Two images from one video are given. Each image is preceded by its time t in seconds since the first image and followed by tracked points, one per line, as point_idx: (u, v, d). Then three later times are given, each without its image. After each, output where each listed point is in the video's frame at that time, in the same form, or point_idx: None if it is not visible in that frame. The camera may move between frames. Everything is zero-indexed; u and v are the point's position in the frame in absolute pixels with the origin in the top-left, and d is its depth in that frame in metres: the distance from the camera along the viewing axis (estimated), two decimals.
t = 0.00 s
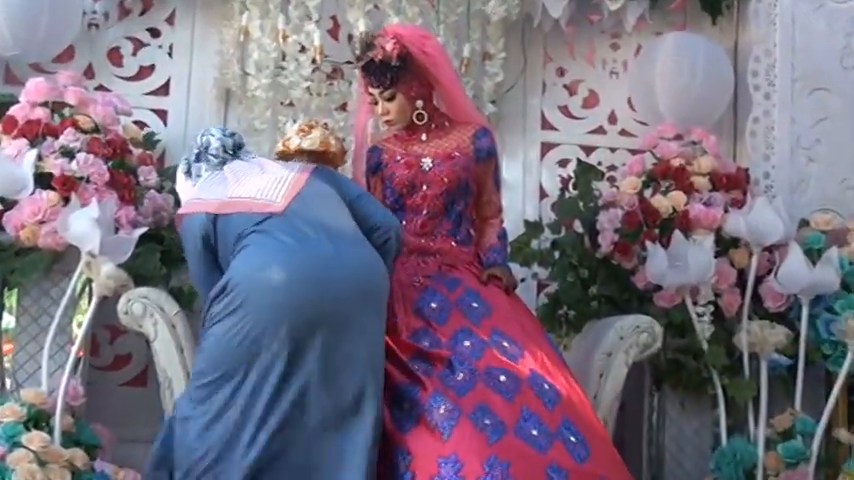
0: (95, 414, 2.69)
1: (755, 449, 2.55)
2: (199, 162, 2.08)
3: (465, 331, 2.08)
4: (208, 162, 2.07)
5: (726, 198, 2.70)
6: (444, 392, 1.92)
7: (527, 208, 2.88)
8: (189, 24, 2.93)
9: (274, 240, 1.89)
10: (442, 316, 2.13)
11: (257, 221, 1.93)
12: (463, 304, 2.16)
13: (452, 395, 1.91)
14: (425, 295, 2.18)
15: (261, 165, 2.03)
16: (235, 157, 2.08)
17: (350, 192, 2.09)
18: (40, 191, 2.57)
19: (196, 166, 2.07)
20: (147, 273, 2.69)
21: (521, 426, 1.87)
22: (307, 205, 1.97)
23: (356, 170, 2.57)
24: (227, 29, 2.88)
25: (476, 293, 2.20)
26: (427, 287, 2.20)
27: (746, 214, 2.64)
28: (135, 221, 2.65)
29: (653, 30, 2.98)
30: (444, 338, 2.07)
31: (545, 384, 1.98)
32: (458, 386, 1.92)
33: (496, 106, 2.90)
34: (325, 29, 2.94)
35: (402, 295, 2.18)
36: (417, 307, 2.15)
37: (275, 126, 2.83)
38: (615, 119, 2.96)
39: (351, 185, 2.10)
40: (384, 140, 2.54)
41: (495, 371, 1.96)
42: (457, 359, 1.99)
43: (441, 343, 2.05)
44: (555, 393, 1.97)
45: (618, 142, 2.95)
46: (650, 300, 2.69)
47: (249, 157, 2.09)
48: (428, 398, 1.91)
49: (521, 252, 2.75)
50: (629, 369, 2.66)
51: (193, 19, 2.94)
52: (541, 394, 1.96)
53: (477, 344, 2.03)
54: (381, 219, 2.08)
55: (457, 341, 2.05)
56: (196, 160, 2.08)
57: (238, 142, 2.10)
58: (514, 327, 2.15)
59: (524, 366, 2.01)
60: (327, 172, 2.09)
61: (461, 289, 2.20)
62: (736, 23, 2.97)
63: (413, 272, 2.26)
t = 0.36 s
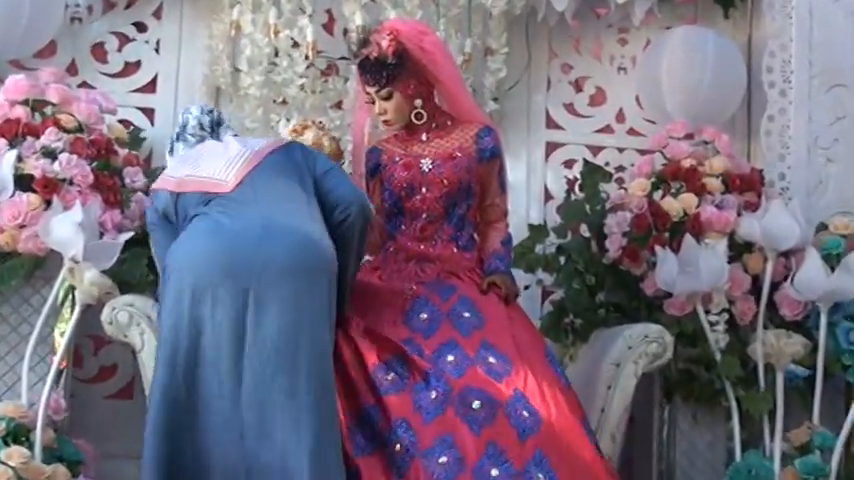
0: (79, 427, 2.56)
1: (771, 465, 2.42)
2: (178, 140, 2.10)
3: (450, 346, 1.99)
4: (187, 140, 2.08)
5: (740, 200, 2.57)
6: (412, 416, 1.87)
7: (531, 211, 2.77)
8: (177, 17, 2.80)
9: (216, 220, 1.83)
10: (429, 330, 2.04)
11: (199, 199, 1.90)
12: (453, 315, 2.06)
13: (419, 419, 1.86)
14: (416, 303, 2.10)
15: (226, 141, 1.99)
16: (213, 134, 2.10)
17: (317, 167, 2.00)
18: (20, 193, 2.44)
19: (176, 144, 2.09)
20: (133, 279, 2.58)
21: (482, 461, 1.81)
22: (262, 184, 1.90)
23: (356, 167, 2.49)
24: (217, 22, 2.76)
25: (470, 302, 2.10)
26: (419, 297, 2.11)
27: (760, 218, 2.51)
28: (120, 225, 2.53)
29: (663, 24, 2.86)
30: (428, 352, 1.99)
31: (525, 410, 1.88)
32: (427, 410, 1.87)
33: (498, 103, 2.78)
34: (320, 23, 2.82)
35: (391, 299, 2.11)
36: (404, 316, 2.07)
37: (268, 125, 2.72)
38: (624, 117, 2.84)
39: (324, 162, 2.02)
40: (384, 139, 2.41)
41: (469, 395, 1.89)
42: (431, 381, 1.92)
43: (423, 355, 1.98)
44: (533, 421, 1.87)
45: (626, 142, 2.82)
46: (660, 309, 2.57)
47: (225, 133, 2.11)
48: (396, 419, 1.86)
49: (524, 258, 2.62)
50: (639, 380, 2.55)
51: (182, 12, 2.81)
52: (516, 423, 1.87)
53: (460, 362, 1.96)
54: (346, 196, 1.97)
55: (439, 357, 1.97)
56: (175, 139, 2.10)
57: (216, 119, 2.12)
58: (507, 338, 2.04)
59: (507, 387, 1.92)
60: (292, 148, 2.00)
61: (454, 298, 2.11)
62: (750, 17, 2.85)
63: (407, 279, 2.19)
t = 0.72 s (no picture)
0: (58, 441, 2.44)
1: None
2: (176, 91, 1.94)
3: (431, 367, 1.89)
4: (180, 96, 1.93)
5: (754, 202, 2.45)
6: (379, 458, 1.79)
7: (534, 214, 2.65)
8: (163, 11, 2.68)
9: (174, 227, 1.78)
10: (412, 345, 1.94)
11: (164, 197, 1.84)
12: (438, 332, 1.95)
13: (386, 461, 1.78)
14: (400, 317, 1.99)
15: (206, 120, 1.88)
16: (208, 94, 1.91)
17: (298, 158, 1.89)
18: None
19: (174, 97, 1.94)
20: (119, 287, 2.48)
21: None
22: (228, 190, 1.81)
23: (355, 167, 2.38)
24: (205, 15, 2.64)
25: (458, 317, 1.99)
26: (406, 308, 2.01)
27: (775, 219, 2.38)
28: (103, 230, 2.41)
29: (672, 19, 2.75)
30: (406, 375, 1.90)
31: (499, 446, 1.79)
32: (395, 451, 1.79)
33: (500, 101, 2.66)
34: (313, 17, 2.70)
35: (375, 314, 2.01)
36: (388, 329, 1.98)
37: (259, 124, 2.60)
38: (632, 115, 2.72)
39: (309, 149, 1.90)
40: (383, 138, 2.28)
41: (441, 432, 1.80)
42: (403, 414, 1.83)
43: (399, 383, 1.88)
44: (507, 458, 1.79)
45: (634, 141, 2.71)
46: (670, 317, 2.46)
47: (222, 92, 1.93)
48: (362, 462, 1.79)
49: (528, 263, 2.51)
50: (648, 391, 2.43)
51: (168, 5, 2.69)
52: (489, 460, 1.78)
53: (436, 390, 1.86)
54: (313, 201, 1.86)
55: (417, 381, 1.88)
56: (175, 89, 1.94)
57: (212, 76, 1.92)
58: (491, 359, 1.93)
59: (483, 419, 1.82)
60: (276, 133, 1.88)
61: (441, 312, 1.99)
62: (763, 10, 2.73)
63: (395, 288, 2.06)
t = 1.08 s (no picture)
0: (37, 454, 2.32)
1: None
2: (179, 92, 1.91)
3: (427, 386, 1.79)
4: (183, 97, 1.89)
5: (769, 201, 2.33)
6: None
7: (538, 215, 2.53)
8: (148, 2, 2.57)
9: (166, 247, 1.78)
10: (406, 363, 1.84)
11: (166, 214, 1.83)
12: (434, 346, 1.85)
13: None
14: (394, 332, 1.89)
15: (202, 125, 1.85)
16: (209, 95, 1.89)
17: (293, 157, 1.81)
18: None
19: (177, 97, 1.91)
20: (102, 292, 2.34)
21: None
22: (223, 201, 1.77)
23: (351, 167, 2.26)
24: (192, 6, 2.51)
25: (455, 329, 1.89)
26: (400, 320, 1.91)
27: (792, 220, 2.26)
28: (85, 232, 2.29)
29: (681, 9, 2.64)
30: (401, 397, 1.79)
31: (500, 469, 1.71)
32: None
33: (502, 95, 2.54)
34: (307, 8, 2.59)
35: (370, 331, 1.92)
36: (382, 346, 1.88)
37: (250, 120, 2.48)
38: (640, 110, 2.61)
39: (306, 142, 1.82)
40: (382, 132, 2.16)
41: (440, 463, 1.70)
42: (401, 445, 1.73)
43: (395, 408, 1.78)
44: None
45: (642, 138, 2.60)
46: (680, 322, 2.34)
47: (225, 92, 1.89)
48: None
49: (531, 266, 2.41)
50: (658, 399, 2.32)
51: None
52: None
53: (432, 413, 1.76)
54: (312, 202, 1.78)
55: (412, 403, 1.77)
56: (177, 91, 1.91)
57: (214, 76, 1.89)
58: (490, 375, 1.83)
59: (482, 441, 1.73)
60: (271, 134, 1.82)
61: (437, 324, 1.89)
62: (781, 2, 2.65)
63: (390, 297, 1.96)
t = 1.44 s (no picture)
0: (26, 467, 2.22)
1: None
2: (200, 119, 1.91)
3: (427, 391, 1.69)
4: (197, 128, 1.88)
5: (789, 198, 2.21)
6: None
7: (545, 211, 2.48)
8: None
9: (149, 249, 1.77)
10: (406, 366, 1.73)
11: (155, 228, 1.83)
12: (434, 348, 1.74)
13: None
14: (392, 334, 1.78)
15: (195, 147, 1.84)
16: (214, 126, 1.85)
17: (259, 151, 1.76)
18: None
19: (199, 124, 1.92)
20: (87, 293, 2.22)
21: None
22: (196, 198, 1.76)
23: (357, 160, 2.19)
24: None
25: (457, 330, 1.78)
26: (398, 323, 1.80)
27: (813, 217, 2.13)
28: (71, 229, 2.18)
29: None
30: (401, 402, 1.69)
31: (507, 476, 1.60)
32: None
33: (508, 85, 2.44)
34: None
35: (366, 333, 1.81)
36: (380, 349, 1.77)
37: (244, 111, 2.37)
38: (653, 102, 2.55)
39: (276, 138, 1.76)
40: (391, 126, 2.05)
41: (442, 468, 1.59)
42: (400, 451, 1.62)
43: (394, 412, 1.67)
44: None
45: (655, 130, 2.54)
46: (696, 324, 2.24)
47: (228, 122, 1.84)
48: None
49: (540, 265, 2.31)
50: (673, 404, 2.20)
51: None
52: None
53: (433, 418, 1.65)
54: (268, 196, 1.72)
55: (413, 407, 1.67)
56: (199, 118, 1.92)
57: (219, 108, 1.85)
58: (494, 378, 1.73)
59: (487, 447, 1.63)
60: (243, 136, 1.78)
61: (438, 325, 1.78)
62: None
63: (388, 297, 1.85)
